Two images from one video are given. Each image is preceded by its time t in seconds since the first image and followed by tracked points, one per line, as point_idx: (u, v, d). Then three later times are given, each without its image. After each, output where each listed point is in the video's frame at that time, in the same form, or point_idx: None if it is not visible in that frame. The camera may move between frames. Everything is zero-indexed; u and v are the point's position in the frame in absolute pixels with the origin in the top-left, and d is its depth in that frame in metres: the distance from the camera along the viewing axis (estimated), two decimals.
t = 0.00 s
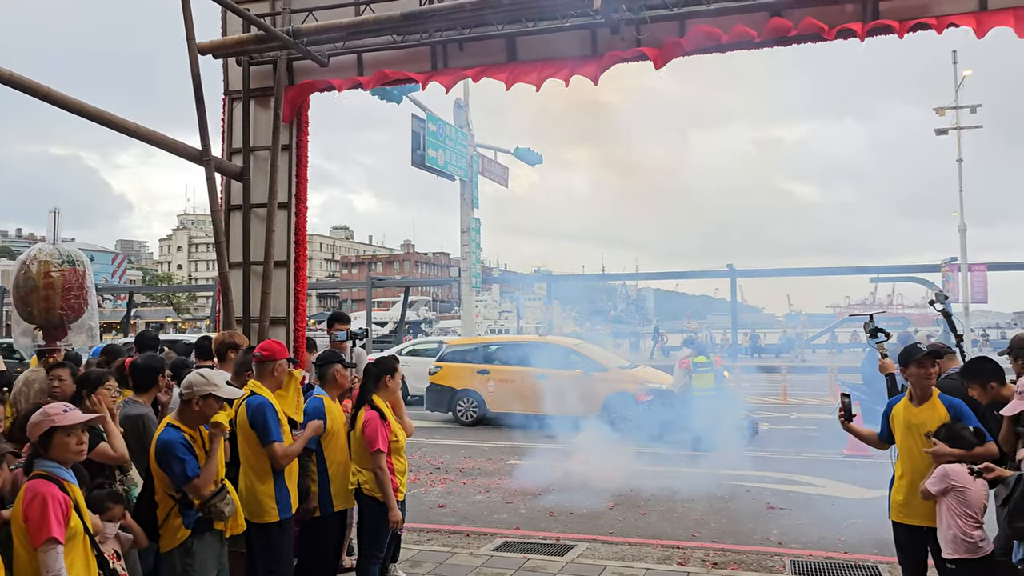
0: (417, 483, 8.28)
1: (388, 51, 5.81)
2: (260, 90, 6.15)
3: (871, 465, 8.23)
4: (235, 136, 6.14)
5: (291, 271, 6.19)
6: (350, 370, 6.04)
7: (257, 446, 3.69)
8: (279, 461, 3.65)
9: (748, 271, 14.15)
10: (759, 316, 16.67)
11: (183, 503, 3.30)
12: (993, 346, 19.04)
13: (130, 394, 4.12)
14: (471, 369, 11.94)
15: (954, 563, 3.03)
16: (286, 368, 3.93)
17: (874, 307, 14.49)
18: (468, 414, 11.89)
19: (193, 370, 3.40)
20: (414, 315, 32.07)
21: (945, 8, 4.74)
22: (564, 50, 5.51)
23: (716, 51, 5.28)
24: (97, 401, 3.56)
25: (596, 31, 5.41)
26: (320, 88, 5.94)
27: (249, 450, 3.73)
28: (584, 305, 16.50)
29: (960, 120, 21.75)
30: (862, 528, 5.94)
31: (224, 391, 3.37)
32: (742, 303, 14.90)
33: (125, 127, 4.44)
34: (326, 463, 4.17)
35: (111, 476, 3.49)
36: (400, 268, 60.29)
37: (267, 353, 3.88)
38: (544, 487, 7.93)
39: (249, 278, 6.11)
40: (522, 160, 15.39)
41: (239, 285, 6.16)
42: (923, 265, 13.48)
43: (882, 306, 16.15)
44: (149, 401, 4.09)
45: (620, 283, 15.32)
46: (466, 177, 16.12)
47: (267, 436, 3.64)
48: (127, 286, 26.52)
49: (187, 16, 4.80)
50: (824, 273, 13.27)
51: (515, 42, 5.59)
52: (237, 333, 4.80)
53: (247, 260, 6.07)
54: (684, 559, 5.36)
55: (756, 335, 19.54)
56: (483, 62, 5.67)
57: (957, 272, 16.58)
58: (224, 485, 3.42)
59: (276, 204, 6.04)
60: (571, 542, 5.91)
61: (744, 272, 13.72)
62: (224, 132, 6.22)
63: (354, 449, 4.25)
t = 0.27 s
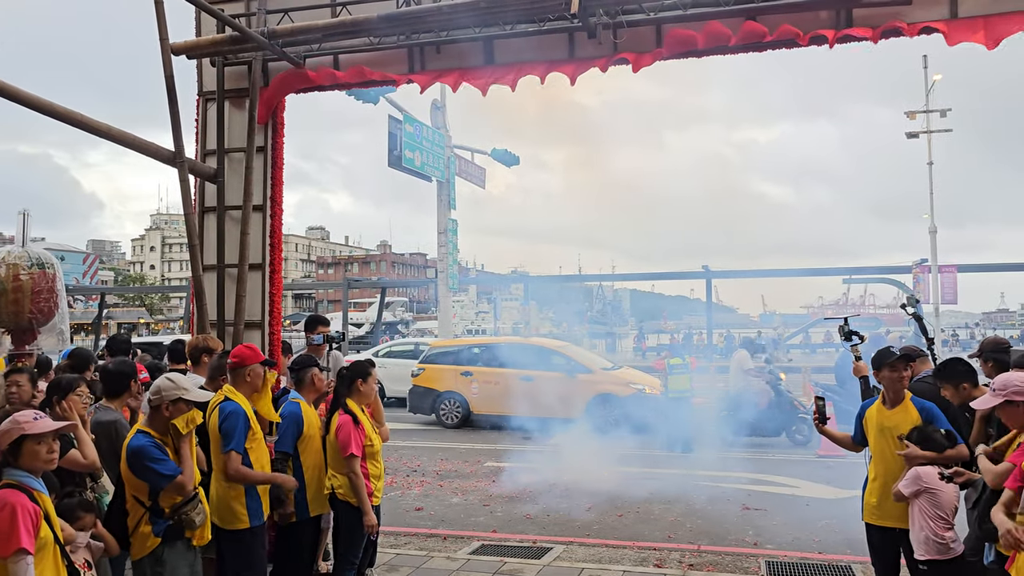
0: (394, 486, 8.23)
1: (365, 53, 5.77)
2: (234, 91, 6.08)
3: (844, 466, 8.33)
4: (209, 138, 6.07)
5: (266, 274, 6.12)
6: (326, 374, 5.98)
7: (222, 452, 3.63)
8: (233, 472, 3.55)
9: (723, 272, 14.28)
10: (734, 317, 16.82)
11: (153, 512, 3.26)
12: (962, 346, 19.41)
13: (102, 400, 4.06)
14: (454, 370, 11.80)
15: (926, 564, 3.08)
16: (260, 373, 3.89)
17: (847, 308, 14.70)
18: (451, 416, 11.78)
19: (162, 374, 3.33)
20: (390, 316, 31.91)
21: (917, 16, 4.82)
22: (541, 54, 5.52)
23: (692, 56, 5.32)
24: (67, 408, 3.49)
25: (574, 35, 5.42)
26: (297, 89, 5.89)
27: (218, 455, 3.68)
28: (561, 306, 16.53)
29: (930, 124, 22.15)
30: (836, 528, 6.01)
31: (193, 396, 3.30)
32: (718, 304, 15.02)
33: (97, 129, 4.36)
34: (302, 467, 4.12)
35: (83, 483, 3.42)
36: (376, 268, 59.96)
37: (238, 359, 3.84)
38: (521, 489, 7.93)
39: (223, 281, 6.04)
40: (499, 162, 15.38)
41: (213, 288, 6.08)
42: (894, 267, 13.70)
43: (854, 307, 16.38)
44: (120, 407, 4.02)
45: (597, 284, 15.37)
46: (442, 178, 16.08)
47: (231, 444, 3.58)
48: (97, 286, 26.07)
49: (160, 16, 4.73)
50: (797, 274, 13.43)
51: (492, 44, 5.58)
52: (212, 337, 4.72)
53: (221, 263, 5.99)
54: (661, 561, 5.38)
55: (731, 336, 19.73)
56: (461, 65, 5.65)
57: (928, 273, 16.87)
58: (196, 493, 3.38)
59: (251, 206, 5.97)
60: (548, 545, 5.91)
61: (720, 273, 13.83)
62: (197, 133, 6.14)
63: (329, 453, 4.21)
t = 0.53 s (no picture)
0: (381, 486, 8.22)
1: (351, 51, 5.75)
2: (219, 90, 6.04)
3: (829, 463, 8.40)
4: (193, 137, 6.02)
5: (252, 274, 6.08)
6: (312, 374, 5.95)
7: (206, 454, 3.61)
8: (210, 475, 3.51)
9: (709, 271, 14.36)
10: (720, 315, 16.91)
11: (140, 513, 3.23)
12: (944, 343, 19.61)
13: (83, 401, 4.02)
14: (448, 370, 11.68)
15: (909, 560, 3.11)
16: (245, 374, 3.88)
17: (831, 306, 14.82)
18: (445, 415, 11.67)
19: (144, 376, 3.32)
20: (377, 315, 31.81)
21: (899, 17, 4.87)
22: (528, 53, 5.53)
23: (678, 56, 5.35)
24: (51, 409, 3.45)
25: (560, 35, 5.43)
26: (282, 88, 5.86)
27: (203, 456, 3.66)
28: (548, 304, 16.55)
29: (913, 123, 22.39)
30: (821, 525, 6.06)
31: (177, 395, 3.30)
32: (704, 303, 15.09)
33: (80, 128, 4.31)
34: (287, 468, 4.11)
35: (67, 485, 3.39)
36: (363, 268, 59.72)
37: (224, 361, 3.82)
38: (507, 488, 7.94)
39: (208, 281, 5.99)
40: (486, 160, 15.38)
41: (198, 289, 6.03)
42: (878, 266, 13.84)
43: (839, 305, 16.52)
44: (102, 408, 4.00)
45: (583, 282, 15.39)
46: (429, 177, 16.05)
47: (213, 446, 3.55)
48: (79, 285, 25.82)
49: (144, 14, 4.69)
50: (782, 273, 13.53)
51: (479, 44, 5.58)
52: (197, 337, 4.68)
53: (206, 263, 5.94)
54: (647, 559, 5.41)
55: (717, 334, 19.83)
56: (447, 64, 5.65)
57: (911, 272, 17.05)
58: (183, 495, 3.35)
59: (236, 205, 5.93)
60: (536, 543, 5.92)
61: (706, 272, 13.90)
62: (182, 132, 6.09)
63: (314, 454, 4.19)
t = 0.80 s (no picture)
0: (380, 482, 8.23)
1: (348, 48, 5.74)
2: (216, 87, 6.03)
3: (826, 457, 8.42)
4: (191, 134, 6.02)
5: (250, 271, 6.08)
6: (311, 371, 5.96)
7: (205, 450, 3.62)
8: (213, 469, 3.53)
9: (706, 267, 14.38)
10: (717, 311, 16.94)
11: (141, 510, 3.24)
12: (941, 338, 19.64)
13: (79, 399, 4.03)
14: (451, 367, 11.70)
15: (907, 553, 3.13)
16: (243, 371, 3.88)
17: (827, 302, 14.84)
18: (448, 412, 11.66)
19: (140, 372, 3.32)
20: (374, 312, 31.79)
21: (896, 12, 4.87)
22: (524, 49, 5.52)
23: (675, 52, 5.34)
24: (50, 406, 3.46)
25: (557, 31, 5.43)
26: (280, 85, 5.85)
27: (202, 452, 3.67)
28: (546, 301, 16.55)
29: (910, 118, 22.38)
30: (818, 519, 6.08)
31: (174, 390, 3.31)
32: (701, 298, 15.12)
33: (76, 125, 4.31)
34: (284, 464, 4.11)
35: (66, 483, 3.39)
36: (360, 264, 59.64)
37: (221, 357, 3.84)
38: (505, 484, 7.96)
39: (206, 278, 5.99)
40: (482, 157, 15.37)
41: (196, 285, 6.03)
42: (874, 261, 13.86)
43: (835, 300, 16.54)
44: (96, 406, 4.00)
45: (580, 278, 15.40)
46: (426, 173, 16.04)
47: (214, 441, 3.56)
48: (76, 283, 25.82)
49: (140, 10, 4.68)
50: (778, 268, 13.55)
51: (475, 40, 5.57)
52: (195, 335, 4.68)
53: (204, 260, 5.95)
54: (646, 554, 5.43)
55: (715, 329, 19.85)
56: (444, 61, 5.64)
57: (907, 267, 17.07)
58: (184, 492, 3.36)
59: (234, 202, 5.92)
60: (534, 539, 5.94)
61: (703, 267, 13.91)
62: (179, 129, 6.09)
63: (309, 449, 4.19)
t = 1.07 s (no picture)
0: (397, 477, 8.29)
1: (365, 45, 5.77)
2: (235, 84, 6.08)
3: (844, 452, 8.36)
4: (210, 131, 6.08)
5: (269, 267, 6.14)
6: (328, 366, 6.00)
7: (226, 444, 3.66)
8: (234, 462, 3.57)
9: (722, 262, 14.30)
10: (734, 305, 16.84)
11: (163, 503, 3.29)
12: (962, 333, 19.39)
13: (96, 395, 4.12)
14: (471, 361, 11.74)
15: (927, 548, 3.11)
16: (259, 365, 3.93)
17: (846, 296, 14.71)
18: (469, 407, 11.69)
19: (162, 366, 3.34)
20: (390, 308, 31.90)
21: (918, 4, 4.81)
22: (541, 45, 5.52)
23: (693, 47, 5.31)
24: (73, 401, 3.52)
25: (573, 26, 5.42)
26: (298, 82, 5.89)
27: (222, 446, 3.72)
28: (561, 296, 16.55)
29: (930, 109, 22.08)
30: (837, 514, 6.04)
31: (194, 385, 3.31)
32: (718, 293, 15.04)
33: (97, 123, 4.37)
34: (302, 458, 4.15)
35: (90, 476, 3.45)
36: (376, 260, 59.85)
37: (241, 352, 3.91)
38: (522, 478, 7.98)
39: (226, 274, 6.06)
40: (498, 152, 15.38)
41: (216, 281, 6.10)
42: (893, 255, 13.71)
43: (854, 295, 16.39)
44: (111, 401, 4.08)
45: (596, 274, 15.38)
46: (442, 169, 16.08)
47: (234, 434, 3.60)
48: (97, 280, 26.11)
49: (160, 9, 4.73)
50: (796, 262, 13.44)
51: (492, 36, 5.58)
52: (215, 330, 4.74)
53: (224, 256, 6.01)
54: (663, 548, 5.43)
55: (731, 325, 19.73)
56: (461, 57, 5.65)
57: (927, 261, 16.87)
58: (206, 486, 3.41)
59: (253, 199, 5.98)
60: (552, 533, 5.96)
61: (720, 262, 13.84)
62: (198, 127, 6.15)
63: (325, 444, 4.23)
